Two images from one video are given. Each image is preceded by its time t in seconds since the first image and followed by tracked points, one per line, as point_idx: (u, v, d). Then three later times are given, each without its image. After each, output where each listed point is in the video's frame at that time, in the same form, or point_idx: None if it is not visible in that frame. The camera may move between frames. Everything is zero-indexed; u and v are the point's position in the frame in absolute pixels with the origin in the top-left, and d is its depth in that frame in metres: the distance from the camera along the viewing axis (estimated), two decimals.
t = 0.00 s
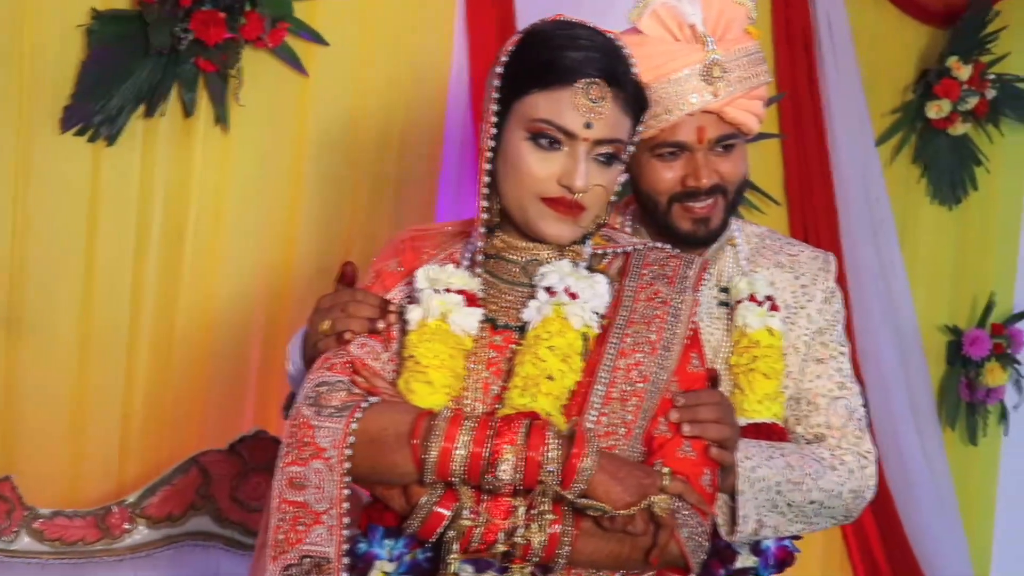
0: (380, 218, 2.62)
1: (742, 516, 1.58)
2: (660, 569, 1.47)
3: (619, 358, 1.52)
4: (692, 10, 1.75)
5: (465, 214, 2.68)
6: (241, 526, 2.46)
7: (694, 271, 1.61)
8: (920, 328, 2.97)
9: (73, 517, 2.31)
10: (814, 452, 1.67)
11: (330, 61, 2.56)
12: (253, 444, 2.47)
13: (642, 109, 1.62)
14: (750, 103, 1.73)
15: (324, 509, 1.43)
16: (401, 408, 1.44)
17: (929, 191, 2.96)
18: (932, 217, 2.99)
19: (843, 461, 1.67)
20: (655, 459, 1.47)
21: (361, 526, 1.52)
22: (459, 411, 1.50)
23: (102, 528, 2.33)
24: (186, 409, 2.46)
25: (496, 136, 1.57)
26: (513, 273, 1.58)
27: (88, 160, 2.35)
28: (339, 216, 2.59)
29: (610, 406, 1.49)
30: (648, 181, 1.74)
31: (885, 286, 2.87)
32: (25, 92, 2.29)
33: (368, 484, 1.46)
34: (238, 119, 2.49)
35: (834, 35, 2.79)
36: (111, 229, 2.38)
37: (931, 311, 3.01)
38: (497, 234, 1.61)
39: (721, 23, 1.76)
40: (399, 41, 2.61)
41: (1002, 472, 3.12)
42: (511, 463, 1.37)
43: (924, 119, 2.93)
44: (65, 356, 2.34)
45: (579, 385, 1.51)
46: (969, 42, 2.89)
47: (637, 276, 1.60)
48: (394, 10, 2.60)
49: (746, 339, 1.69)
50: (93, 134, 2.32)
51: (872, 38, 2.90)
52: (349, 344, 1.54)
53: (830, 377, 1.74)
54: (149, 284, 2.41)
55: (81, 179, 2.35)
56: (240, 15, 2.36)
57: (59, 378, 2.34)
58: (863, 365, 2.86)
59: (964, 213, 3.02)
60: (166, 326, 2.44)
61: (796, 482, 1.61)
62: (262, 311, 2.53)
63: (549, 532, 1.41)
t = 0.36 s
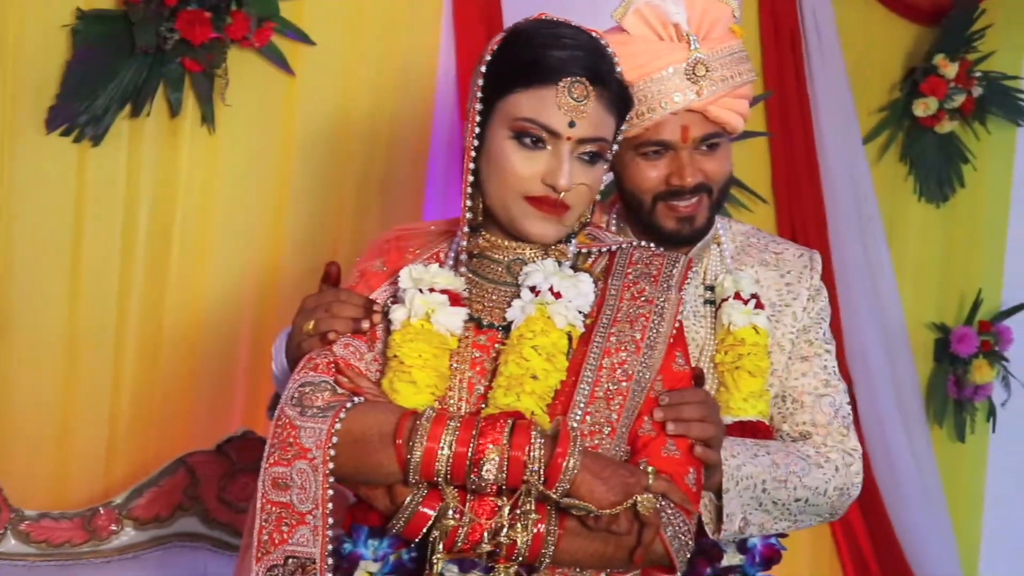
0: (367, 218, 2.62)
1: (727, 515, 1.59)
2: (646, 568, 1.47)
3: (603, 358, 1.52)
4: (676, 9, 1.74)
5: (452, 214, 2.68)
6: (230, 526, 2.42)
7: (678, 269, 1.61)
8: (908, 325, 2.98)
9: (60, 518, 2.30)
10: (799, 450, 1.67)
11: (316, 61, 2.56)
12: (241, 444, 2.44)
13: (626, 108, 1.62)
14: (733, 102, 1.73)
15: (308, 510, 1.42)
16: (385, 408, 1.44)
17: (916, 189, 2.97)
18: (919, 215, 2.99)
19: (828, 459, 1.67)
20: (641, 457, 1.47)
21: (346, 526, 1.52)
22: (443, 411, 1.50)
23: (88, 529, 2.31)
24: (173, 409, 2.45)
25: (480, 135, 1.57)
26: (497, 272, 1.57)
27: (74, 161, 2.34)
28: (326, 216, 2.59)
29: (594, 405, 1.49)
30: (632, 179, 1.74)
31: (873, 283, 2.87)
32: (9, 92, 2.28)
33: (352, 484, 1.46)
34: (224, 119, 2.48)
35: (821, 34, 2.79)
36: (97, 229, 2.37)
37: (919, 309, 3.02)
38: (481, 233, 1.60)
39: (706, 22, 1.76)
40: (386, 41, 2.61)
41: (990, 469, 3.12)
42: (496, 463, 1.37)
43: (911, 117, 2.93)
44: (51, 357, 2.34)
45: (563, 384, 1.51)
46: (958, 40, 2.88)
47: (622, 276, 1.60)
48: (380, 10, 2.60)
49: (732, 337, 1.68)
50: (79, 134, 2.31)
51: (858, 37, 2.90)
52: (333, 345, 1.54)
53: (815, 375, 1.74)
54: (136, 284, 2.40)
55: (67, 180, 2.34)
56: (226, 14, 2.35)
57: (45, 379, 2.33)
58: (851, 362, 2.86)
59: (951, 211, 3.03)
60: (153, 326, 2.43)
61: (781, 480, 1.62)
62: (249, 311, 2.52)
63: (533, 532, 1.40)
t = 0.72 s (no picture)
0: (354, 216, 2.61)
1: (713, 512, 1.58)
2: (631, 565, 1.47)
3: (588, 356, 1.51)
4: (660, 6, 1.74)
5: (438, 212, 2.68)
6: (217, 526, 2.41)
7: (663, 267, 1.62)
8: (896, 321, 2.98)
9: (46, 519, 2.28)
10: (786, 447, 1.67)
11: (302, 59, 2.55)
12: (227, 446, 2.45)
13: (611, 105, 1.61)
14: (717, 100, 1.73)
15: (293, 509, 1.42)
16: (369, 406, 1.44)
17: (904, 185, 2.97)
18: (907, 210, 3.00)
19: (814, 455, 1.67)
20: (625, 456, 1.47)
21: (331, 525, 1.51)
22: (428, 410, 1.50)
23: (75, 530, 2.29)
24: (160, 410, 2.44)
25: (464, 133, 1.57)
26: (482, 270, 1.57)
27: (59, 161, 2.33)
28: (312, 215, 2.58)
29: (580, 403, 1.48)
30: (616, 178, 1.74)
31: (862, 279, 2.87)
32: None
33: (337, 484, 1.45)
34: (210, 118, 2.47)
35: (808, 30, 2.79)
36: (83, 229, 2.36)
37: (907, 305, 3.01)
38: (465, 230, 1.60)
39: (689, 20, 1.76)
40: (372, 39, 2.60)
41: (978, 462, 3.14)
42: (480, 462, 1.37)
43: (897, 114, 2.94)
44: (37, 357, 2.33)
45: (547, 382, 1.51)
46: (943, 36, 2.89)
47: (606, 274, 1.60)
48: (366, 8, 2.59)
49: (717, 334, 1.68)
50: (64, 134, 2.30)
51: (845, 33, 2.90)
52: (317, 344, 1.53)
53: (802, 372, 1.75)
54: (122, 284, 2.39)
55: (52, 179, 2.33)
56: (211, 13, 2.35)
57: (31, 380, 2.32)
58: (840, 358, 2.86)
59: (938, 207, 3.03)
60: (140, 326, 2.42)
61: (767, 477, 1.62)
62: (235, 310, 2.51)
63: (518, 530, 1.41)
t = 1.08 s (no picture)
0: (340, 212, 2.60)
1: (698, 505, 1.58)
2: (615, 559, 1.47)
3: (571, 350, 1.51)
4: None
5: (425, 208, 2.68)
6: (203, 523, 2.40)
7: (646, 260, 1.61)
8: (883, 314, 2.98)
9: (31, 519, 2.27)
10: (770, 439, 1.67)
11: (287, 55, 2.54)
12: (214, 442, 2.43)
13: (592, 99, 1.61)
14: (701, 94, 1.73)
15: (275, 506, 1.42)
16: (352, 403, 1.43)
17: (891, 178, 2.97)
18: (894, 202, 3.00)
19: (799, 448, 1.67)
20: (609, 450, 1.47)
21: (314, 522, 1.51)
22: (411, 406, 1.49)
23: (61, 529, 2.29)
24: (147, 408, 2.43)
25: (446, 128, 1.56)
26: (464, 265, 1.57)
27: (42, 158, 2.32)
28: (298, 211, 2.57)
29: (563, 397, 1.48)
30: (599, 172, 1.73)
31: (848, 272, 2.87)
32: None
33: (319, 481, 1.45)
34: (195, 115, 2.46)
35: (793, 23, 2.79)
36: (67, 227, 2.35)
37: (894, 297, 3.02)
38: (447, 226, 1.60)
39: (671, 13, 1.76)
40: (357, 34, 2.60)
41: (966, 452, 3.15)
42: (463, 457, 1.37)
43: (884, 106, 2.94)
44: (23, 356, 2.32)
45: (530, 378, 1.50)
46: (929, 28, 2.89)
47: (589, 268, 1.60)
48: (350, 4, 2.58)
49: (701, 327, 1.67)
50: (47, 132, 2.29)
51: (831, 26, 2.90)
52: (300, 340, 1.53)
53: (786, 364, 1.74)
54: (106, 282, 2.39)
55: (36, 177, 2.32)
56: (195, 9, 2.35)
57: (16, 379, 2.31)
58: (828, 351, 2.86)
59: (925, 198, 3.04)
60: (125, 324, 2.41)
61: (752, 470, 1.61)
62: (221, 306, 2.51)
63: (501, 525, 1.40)
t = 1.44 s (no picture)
0: (323, 206, 2.59)
1: (682, 496, 1.58)
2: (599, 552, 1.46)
3: (553, 342, 1.50)
4: None
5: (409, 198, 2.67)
6: (189, 521, 2.40)
7: (626, 253, 1.62)
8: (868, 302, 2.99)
9: (16, 518, 2.27)
10: (753, 430, 1.67)
11: (268, 50, 2.53)
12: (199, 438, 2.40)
13: (571, 91, 1.60)
14: (680, 85, 1.72)
15: (257, 502, 1.41)
16: (333, 399, 1.43)
17: (875, 166, 2.98)
18: (879, 191, 3.00)
19: (782, 438, 1.67)
20: (591, 442, 1.47)
21: (297, 517, 1.50)
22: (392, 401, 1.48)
23: (46, 527, 2.28)
24: (132, 405, 2.42)
25: (425, 122, 1.55)
26: (445, 259, 1.56)
27: (23, 155, 2.31)
28: (282, 206, 2.56)
29: (545, 390, 1.47)
30: (579, 162, 1.73)
31: (833, 261, 2.88)
32: None
33: (301, 476, 1.45)
34: (177, 110, 2.45)
35: (776, 13, 2.80)
36: (49, 224, 2.34)
37: (879, 286, 3.02)
38: (427, 219, 1.59)
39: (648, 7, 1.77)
40: (338, 27, 2.59)
41: (950, 444, 3.14)
42: (445, 451, 1.36)
43: (868, 96, 2.94)
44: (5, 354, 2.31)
45: (512, 370, 1.49)
46: (911, 18, 2.91)
47: (571, 260, 1.59)
48: None
49: (684, 318, 1.67)
50: (27, 129, 2.29)
51: (813, 16, 2.90)
52: (280, 336, 1.52)
53: (770, 355, 1.74)
54: (90, 278, 2.38)
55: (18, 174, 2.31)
56: (174, 5, 2.35)
57: None
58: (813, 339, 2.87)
59: (910, 187, 3.04)
60: (110, 320, 2.41)
61: (735, 460, 1.61)
62: (205, 303, 2.49)
63: (484, 518, 1.40)
